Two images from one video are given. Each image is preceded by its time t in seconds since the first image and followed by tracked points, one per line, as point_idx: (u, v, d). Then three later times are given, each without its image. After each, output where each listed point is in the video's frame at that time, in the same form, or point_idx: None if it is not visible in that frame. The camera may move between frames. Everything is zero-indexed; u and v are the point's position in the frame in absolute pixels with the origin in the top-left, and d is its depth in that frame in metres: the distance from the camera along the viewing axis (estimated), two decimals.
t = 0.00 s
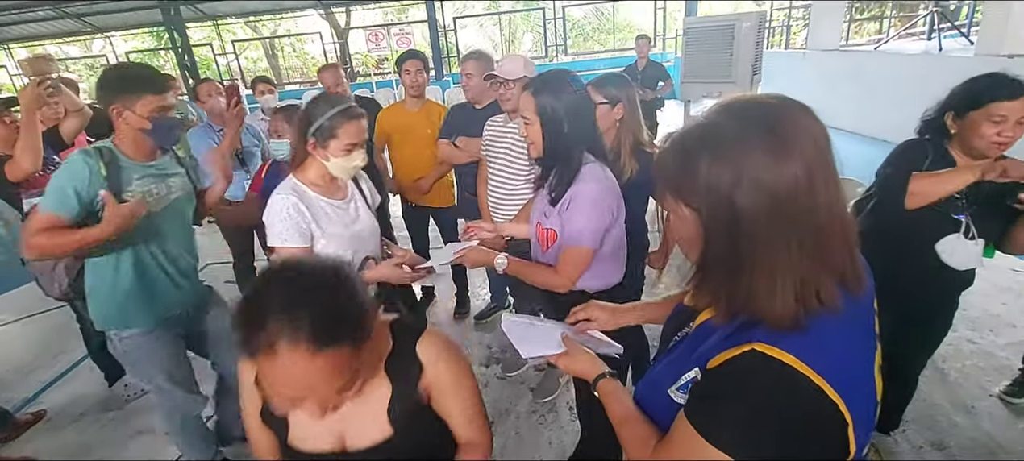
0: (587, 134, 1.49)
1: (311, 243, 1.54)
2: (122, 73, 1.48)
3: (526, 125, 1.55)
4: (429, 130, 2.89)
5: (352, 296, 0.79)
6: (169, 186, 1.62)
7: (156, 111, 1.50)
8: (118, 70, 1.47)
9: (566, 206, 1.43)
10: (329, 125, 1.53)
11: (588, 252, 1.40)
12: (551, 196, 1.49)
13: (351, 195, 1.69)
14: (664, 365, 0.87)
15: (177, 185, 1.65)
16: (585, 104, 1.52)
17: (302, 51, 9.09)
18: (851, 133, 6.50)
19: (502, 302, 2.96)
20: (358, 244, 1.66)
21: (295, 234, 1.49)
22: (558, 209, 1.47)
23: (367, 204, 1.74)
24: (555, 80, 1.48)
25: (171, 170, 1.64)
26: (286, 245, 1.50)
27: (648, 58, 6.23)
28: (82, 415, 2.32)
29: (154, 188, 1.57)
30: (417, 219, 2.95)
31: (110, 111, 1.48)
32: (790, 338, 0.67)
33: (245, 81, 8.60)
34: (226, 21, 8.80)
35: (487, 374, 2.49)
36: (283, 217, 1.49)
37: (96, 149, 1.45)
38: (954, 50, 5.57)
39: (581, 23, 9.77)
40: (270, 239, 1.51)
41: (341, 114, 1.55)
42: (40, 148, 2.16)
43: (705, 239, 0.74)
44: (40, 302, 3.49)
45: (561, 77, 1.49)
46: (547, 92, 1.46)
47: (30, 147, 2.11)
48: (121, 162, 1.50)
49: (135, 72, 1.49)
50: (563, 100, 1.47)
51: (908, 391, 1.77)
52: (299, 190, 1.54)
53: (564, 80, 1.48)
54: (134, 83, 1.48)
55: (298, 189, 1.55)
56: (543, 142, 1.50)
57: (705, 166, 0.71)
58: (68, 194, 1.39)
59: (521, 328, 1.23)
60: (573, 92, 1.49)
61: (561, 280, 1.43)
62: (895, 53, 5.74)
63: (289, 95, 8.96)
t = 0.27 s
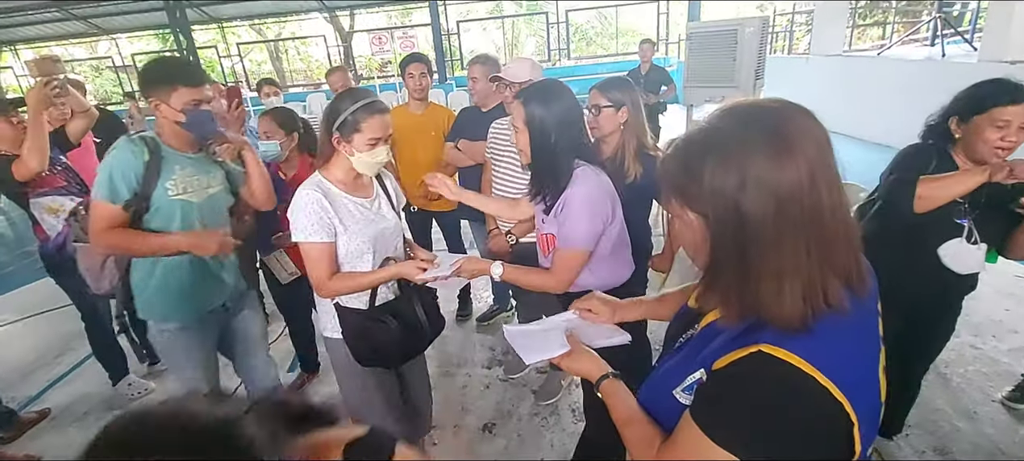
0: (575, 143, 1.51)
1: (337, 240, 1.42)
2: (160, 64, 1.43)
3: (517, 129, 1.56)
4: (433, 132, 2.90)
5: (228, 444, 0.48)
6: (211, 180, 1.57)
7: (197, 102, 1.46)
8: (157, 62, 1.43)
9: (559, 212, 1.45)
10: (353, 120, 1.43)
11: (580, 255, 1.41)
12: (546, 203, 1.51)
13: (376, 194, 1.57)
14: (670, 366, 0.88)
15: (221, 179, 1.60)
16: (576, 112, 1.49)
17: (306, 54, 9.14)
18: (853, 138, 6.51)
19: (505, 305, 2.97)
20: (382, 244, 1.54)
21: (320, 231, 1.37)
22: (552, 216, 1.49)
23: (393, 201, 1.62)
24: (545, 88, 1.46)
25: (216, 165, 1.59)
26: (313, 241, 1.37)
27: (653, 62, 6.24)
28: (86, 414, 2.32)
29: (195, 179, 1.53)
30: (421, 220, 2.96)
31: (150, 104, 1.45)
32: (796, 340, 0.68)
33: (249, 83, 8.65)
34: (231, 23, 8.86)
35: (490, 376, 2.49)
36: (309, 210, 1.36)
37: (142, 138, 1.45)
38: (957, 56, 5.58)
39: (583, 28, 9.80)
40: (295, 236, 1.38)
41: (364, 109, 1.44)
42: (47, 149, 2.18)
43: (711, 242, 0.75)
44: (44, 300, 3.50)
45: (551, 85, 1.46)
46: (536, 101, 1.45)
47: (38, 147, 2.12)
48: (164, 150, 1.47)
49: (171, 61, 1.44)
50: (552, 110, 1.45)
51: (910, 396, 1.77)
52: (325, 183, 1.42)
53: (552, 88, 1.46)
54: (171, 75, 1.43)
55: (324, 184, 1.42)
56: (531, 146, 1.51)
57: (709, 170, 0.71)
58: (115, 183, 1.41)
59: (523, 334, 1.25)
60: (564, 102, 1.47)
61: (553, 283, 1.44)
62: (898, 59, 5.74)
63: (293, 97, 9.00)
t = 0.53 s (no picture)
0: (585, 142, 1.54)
1: (343, 245, 1.43)
2: (214, 67, 1.54)
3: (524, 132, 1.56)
4: (439, 137, 2.92)
5: None
6: (255, 178, 1.67)
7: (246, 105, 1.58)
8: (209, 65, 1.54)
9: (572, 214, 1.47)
10: (366, 123, 1.42)
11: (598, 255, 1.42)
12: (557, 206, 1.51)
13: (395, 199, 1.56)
14: (676, 370, 0.88)
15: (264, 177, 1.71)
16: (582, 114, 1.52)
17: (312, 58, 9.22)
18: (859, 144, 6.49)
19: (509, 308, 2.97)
20: (393, 251, 1.52)
21: (325, 236, 1.38)
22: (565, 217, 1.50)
23: (410, 205, 1.60)
24: (553, 92, 1.50)
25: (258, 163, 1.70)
26: (318, 246, 1.38)
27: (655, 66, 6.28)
28: (93, 413, 2.34)
29: (241, 177, 1.63)
30: (427, 223, 2.97)
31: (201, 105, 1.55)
32: (804, 343, 0.68)
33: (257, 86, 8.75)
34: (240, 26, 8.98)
35: (494, 379, 2.50)
36: (314, 214, 1.37)
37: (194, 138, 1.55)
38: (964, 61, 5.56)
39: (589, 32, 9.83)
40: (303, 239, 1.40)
41: (376, 110, 1.43)
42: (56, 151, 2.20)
43: (719, 246, 0.75)
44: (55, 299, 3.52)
45: (558, 89, 1.50)
46: (546, 103, 1.48)
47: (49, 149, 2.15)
48: (213, 149, 1.57)
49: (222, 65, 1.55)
50: (563, 112, 1.49)
51: (918, 402, 1.76)
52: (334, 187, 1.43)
53: (559, 91, 1.50)
54: (224, 78, 1.54)
55: (334, 189, 1.43)
56: (539, 150, 1.52)
57: (717, 175, 0.72)
58: (172, 184, 1.49)
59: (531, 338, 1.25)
60: (572, 103, 1.51)
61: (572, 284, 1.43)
62: (905, 64, 5.73)
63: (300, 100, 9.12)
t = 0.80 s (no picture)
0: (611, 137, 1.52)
1: (343, 257, 1.39)
2: (250, 65, 1.58)
3: (547, 128, 1.51)
4: (446, 139, 2.93)
5: None
6: (289, 177, 1.67)
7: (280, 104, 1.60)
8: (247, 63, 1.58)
9: (604, 213, 1.48)
10: (370, 135, 1.35)
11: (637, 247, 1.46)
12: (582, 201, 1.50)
13: (405, 212, 1.50)
14: (679, 371, 0.88)
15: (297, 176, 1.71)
16: (604, 108, 1.50)
17: (319, 60, 9.27)
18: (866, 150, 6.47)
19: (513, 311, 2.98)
20: (397, 265, 1.47)
21: (323, 247, 1.34)
22: (593, 212, 1.50)
23: (420, 218, 1.54)
24: (583, 90, 1.48)
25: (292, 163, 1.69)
26: (316, 256, 1.35)
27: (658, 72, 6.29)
28: (99, 409, 2.36)
29: (275, 176, 1.63)
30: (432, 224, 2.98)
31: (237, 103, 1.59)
32: (806, 345, 0.68)
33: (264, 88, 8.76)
34: (248, 27, 9.04)
35: (498, 381, 2.50)
36: (314, 224, 1.34)
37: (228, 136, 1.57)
38: (973, 68, 5.53)
39: (595, 37, 9.83)
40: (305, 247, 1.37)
41: (382, 122, 1.35)
42: (67, 150, 2.23)
43: (722, 248, 0.75)
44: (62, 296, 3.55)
45: (588, 85, 1.49)
46: (579, 99, 1.46)
47: (60, 146, 2.17)
48: (248, 149, 1.58)
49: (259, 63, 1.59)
50: (592, 107, 1.48)
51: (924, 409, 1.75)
52: (337, 197, 1.39)
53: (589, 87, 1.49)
54: (261, 77, 1.57)
55: (338, 198, 1.39)
56: (574, 148, 1.48)
57: (721, 177, 0.72)
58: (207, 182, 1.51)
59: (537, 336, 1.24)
60: (592, 98, 1.48)
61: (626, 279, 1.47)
62: (913, 71, 5.70)
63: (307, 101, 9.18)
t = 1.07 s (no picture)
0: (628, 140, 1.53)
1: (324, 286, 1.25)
2: (271, 67, 1.59)
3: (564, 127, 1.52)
4: (453, 142, 2.94)
5: None
6: (314, 179, 1.67)
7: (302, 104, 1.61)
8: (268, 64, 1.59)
9: (622, 215, 1.47)
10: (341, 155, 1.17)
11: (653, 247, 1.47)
12: (601, 199, 1.50)
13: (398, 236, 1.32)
14: (680, 375, 0.88)
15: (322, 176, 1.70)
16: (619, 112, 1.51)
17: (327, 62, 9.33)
18: (873, 157, 6.44)
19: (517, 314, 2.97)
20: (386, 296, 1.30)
21: (300, 276, 1.21)
22: (613, 211, 1.48)
23: (418, 244, 1.36)
24: (599, 90, 1.51)
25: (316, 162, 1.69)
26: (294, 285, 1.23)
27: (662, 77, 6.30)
28: (103, 408, 2.37)
29: (300, 177, 1.64)
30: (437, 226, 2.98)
31: (262, 107, 1.62)
32: (807, 349, 0.68)
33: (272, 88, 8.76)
34: (256, 29, 9.12)
35: (500, 385, 2.49)
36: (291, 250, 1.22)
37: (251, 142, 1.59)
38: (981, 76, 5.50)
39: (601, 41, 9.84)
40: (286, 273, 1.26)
41: (353, 144, 1.15)
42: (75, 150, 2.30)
43: (722, 251, 0.75)
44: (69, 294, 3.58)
45: (603, 87, 1.53)
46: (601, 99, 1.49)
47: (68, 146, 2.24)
48: (270, 152, 1.59)
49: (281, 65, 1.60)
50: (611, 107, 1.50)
51: (930, 419, 1.73)
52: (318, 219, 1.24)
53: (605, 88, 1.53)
54: (283, 79, 1.59)
55: (320, 222, 1.25)
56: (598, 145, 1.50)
57: (720, 181, 0.72)
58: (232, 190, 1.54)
59: (536, 339, 1.26)
60: (607, 100, 1.49)
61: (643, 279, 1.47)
62: (921, 78, 5.68)
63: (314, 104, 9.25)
